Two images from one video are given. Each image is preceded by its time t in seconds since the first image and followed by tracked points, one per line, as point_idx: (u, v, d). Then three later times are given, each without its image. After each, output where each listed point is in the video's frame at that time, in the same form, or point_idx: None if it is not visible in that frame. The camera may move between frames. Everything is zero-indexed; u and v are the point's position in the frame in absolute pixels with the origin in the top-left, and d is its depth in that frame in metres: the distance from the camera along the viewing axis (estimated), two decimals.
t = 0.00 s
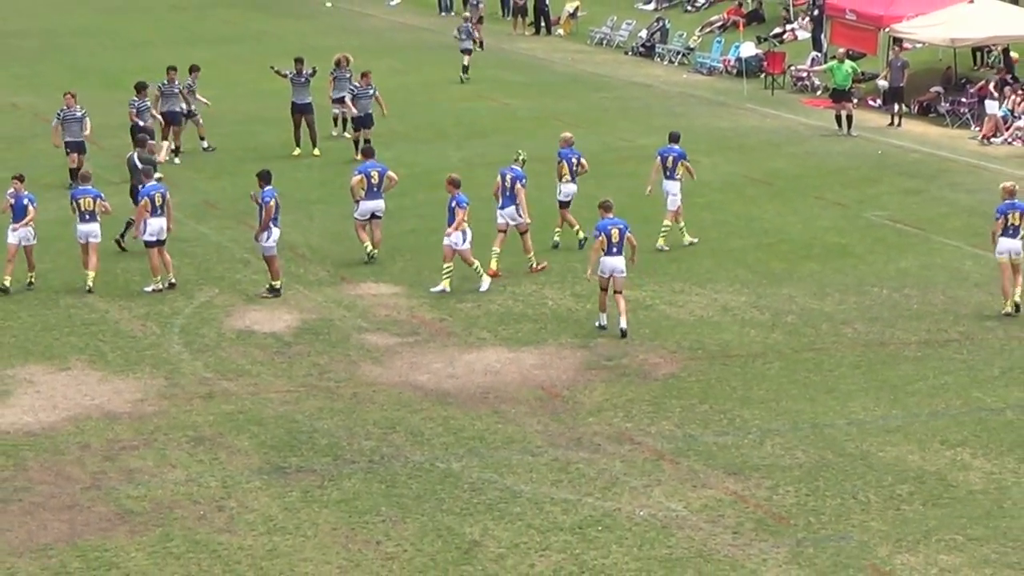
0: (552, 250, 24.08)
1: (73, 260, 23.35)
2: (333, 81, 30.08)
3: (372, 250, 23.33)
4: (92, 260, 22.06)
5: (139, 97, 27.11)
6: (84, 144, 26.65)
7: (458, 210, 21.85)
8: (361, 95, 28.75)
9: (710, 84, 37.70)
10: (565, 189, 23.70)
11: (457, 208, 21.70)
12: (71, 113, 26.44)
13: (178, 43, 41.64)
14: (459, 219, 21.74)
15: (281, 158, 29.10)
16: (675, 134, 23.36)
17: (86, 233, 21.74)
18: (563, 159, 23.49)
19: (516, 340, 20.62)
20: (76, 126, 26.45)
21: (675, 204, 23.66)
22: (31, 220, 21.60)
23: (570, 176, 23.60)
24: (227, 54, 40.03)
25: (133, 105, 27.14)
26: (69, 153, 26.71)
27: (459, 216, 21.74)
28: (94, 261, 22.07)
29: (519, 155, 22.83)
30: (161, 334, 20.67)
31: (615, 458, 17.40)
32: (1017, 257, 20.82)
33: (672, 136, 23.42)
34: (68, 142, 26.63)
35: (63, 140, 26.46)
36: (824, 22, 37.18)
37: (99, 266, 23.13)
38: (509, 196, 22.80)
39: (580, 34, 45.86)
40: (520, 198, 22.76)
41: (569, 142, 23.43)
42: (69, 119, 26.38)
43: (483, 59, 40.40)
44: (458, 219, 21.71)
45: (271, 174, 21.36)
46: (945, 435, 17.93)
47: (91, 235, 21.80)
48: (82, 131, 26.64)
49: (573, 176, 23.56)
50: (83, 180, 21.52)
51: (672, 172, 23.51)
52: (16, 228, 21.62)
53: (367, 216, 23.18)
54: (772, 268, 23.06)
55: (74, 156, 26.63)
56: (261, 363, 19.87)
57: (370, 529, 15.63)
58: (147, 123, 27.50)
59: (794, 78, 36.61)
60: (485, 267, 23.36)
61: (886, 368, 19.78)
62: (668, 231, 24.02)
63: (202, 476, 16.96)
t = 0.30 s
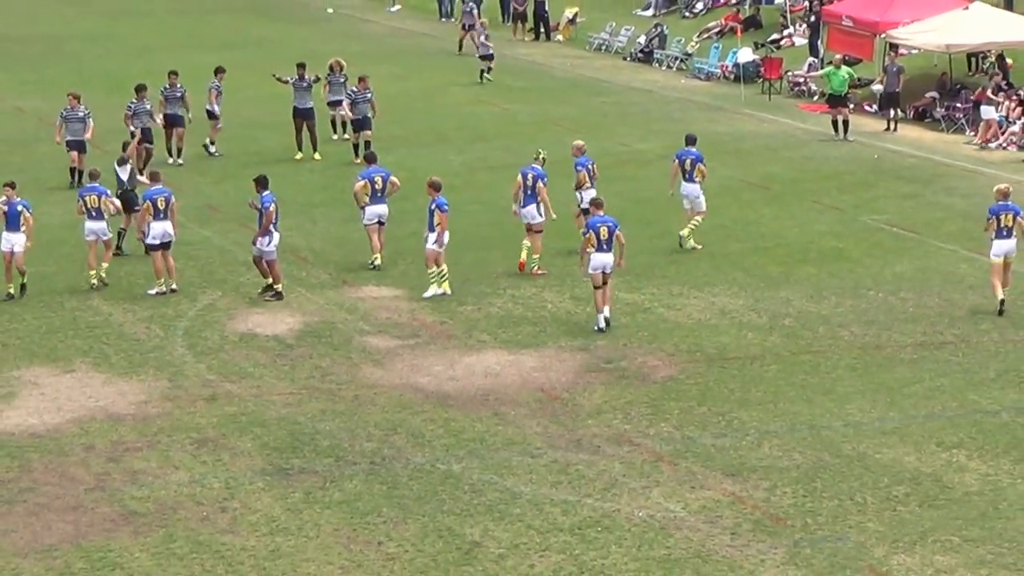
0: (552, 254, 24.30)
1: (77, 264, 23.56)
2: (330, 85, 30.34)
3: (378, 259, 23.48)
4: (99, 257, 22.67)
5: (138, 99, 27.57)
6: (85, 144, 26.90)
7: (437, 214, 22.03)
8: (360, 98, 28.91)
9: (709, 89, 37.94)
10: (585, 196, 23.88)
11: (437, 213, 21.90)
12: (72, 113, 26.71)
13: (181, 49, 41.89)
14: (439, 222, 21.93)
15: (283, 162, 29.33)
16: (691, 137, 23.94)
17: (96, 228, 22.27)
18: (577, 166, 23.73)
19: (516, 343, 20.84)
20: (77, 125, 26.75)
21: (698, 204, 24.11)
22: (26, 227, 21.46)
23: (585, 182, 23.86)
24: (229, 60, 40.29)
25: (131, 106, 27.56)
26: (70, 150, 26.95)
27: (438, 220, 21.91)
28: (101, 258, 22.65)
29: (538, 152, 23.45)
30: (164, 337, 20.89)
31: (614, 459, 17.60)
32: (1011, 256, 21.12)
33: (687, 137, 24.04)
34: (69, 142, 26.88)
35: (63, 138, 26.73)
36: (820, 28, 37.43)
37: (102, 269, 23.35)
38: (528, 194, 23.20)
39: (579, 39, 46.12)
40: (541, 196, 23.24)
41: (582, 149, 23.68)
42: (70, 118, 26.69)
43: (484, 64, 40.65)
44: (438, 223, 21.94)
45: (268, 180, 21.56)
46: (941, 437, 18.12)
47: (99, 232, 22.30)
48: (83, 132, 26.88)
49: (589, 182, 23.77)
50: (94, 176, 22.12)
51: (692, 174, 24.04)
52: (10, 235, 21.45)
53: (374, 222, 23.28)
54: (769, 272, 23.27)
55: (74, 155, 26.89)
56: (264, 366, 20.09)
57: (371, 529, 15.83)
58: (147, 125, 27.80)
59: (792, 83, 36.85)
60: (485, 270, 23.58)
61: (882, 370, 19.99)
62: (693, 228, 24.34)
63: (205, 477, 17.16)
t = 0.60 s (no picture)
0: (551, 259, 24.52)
1: (80, 269, 23.77)
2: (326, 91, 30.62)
3: (380, 266, 23.69)
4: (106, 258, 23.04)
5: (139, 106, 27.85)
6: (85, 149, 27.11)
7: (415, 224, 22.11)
8: (360, 104, 29.13)
9: (707, 97, 38.18)
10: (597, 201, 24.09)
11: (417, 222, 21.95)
12: (72, 118, 26.87)
13: (184, 57, 42.16)
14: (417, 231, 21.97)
15: (284, 169, 29.55)
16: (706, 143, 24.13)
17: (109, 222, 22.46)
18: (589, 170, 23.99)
19: (516, 348, 21.05)
20: (77, 131, 26.91)
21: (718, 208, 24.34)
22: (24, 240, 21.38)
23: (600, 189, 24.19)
24: (230, 67, 40.52)
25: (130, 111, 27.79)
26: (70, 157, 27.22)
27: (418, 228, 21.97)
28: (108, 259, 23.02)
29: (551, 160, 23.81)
30: (168, 341, 21.09)
31: (613, 462, 17.80)
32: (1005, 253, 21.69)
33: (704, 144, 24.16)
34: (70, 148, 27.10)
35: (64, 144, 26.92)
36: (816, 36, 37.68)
37: (106, 274, 23.55)
38: (543, 201, 23.63)
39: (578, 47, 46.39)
40: (556, 202, 23.60)
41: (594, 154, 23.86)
42: (70, 124, 26.83)
43: (484, 72, 40.90)
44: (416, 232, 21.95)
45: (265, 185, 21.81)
46: (936, 440, 18.33)
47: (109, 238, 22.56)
48: (83, 137, 27.06)
49: (603, 184, 24.07)
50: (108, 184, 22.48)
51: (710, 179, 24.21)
52: (7, 249, 21.37)
53: (379, 228, 23.48)
54: (766, 277, 23.49)
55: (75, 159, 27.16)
56: (266, 369, 20.30)
57: (373, 532, 16.03)
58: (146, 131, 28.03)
59: (788, 91, 37.10)
60: (485, 275, 23.79)
61: (878, 374, 20.20)
62: (693, 236, 24.57)
63: (208, 481, 17.35)
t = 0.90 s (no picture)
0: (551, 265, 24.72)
1: (84, 277, 23.99)
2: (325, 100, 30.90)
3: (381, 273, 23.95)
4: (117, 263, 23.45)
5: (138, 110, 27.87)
6: (85, 154, 27.44)
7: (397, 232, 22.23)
8: (361, 111, 29.36)
9: (706, 106, 38.42)
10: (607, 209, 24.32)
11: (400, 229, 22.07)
12: (72, 123, 27.21)
13: (187, 66, 42.41)
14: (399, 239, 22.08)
15: (286, 177, 29.77)
16: (725, 149, 24.54)
17: (110, 219, 22.66)
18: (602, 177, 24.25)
19: (516, 354, 21.26)
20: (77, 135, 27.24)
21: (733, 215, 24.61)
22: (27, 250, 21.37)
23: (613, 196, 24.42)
24: (232, 77, 40.76)
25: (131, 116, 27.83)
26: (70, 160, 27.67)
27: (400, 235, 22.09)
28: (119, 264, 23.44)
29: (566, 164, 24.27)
30: (171, 348, 21.31)
31: (612, 468, 18.00)
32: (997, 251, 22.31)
33: (723, 151, 24.56)
34: (71, 153, 27.52)
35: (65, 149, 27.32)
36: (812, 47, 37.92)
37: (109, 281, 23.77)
38: (557, 205, 24.04)
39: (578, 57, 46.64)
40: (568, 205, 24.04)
41: (606, 162, 24.06)
42: (70, 129, 27.19)
43: (484, 81, 41.13)
44: (398, 240, 22.08)
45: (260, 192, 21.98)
46: (932, 446, 18.53)
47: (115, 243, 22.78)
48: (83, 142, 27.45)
49: (616, 190, 24.28)
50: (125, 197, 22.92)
51: (728, 185, 24.47)
52: (9, 258, 21.37)
53: (381, 236, 23.73)
54: (763, 284, 23.70)
55: (77, 164, 27.55)
56: (268, 375, 20.51)
57: (374, 537, 16.24)
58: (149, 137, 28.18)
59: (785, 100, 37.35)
60: (485, 282, 24.01)
61: (875, 381, 20.40)
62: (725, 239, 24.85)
63: (211, 486, 17.56)
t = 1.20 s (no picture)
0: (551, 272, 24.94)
1: (89, 284, 24.20)
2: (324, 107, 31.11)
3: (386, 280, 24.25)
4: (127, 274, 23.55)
5: (135, 119, 28.10)
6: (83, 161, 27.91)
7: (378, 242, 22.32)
8: (362, 119, 29.55)
9: (704, 115, 38.66)
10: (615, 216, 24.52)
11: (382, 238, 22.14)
12: (71, 130, 27.84)
13: (189, 75, 42.63)
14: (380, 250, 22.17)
15: (288, 185, 29.99)
16: (737, 157, 24.75)
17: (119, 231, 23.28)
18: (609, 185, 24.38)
19: (516, 360, 21.48)
20: (77, 143, 27.87)
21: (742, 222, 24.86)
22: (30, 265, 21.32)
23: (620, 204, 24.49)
24: (234, 86, 40.99)
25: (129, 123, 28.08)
26: (69, 167, 28.15)
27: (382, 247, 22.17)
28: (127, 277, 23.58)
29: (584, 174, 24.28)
30: (174, 354, 21.52)
31: (611, 473, 18.21)
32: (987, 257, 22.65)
33: (736, 158, 24.81)
34: (71, 160, 28.10)
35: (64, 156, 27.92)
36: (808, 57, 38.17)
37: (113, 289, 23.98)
38: (575, 213, 24.05)
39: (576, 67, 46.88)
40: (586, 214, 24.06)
41: (614, 169, 24.33)
42: (70, 137, 27.78)
43: (484, 90, 41.36)
44: (378, 250, 22.17)
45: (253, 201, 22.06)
46: (928, 451, 18.74)
47: (116, 252, 22.98)
48: (83, 149, 27.98)
49: (624, 200, 24.43)
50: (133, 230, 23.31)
51: (739, 193, 24.73)
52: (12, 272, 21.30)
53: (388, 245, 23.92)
54: (761, 291, 23.92)
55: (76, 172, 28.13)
56: (271, 382, 20.71)
57: (375, 541, 16.44)
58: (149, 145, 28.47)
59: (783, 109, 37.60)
60: (486, 289, 24.23)
61: (871, 387, 20.61)
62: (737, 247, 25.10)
63: (214, 491, 17.76)
